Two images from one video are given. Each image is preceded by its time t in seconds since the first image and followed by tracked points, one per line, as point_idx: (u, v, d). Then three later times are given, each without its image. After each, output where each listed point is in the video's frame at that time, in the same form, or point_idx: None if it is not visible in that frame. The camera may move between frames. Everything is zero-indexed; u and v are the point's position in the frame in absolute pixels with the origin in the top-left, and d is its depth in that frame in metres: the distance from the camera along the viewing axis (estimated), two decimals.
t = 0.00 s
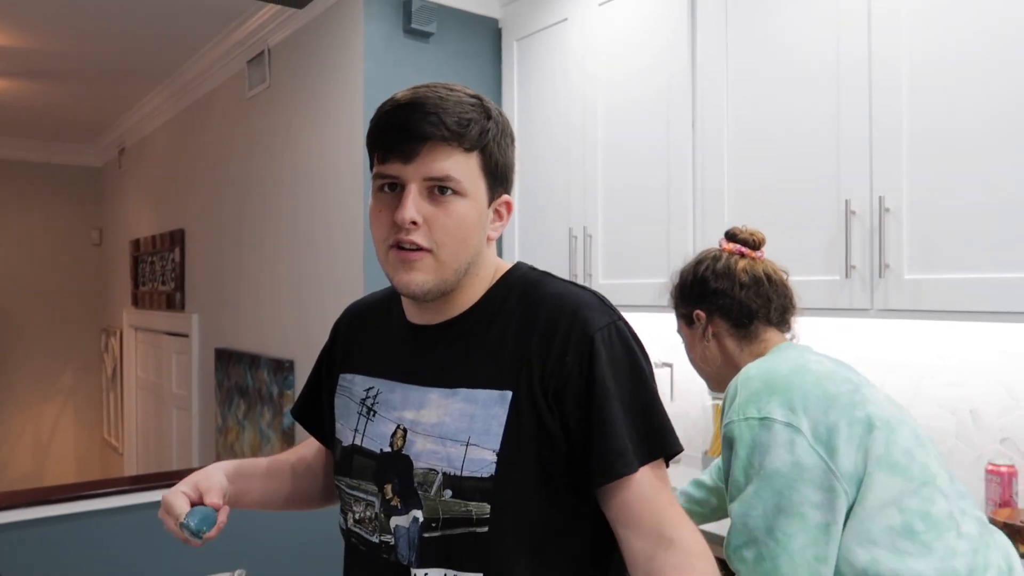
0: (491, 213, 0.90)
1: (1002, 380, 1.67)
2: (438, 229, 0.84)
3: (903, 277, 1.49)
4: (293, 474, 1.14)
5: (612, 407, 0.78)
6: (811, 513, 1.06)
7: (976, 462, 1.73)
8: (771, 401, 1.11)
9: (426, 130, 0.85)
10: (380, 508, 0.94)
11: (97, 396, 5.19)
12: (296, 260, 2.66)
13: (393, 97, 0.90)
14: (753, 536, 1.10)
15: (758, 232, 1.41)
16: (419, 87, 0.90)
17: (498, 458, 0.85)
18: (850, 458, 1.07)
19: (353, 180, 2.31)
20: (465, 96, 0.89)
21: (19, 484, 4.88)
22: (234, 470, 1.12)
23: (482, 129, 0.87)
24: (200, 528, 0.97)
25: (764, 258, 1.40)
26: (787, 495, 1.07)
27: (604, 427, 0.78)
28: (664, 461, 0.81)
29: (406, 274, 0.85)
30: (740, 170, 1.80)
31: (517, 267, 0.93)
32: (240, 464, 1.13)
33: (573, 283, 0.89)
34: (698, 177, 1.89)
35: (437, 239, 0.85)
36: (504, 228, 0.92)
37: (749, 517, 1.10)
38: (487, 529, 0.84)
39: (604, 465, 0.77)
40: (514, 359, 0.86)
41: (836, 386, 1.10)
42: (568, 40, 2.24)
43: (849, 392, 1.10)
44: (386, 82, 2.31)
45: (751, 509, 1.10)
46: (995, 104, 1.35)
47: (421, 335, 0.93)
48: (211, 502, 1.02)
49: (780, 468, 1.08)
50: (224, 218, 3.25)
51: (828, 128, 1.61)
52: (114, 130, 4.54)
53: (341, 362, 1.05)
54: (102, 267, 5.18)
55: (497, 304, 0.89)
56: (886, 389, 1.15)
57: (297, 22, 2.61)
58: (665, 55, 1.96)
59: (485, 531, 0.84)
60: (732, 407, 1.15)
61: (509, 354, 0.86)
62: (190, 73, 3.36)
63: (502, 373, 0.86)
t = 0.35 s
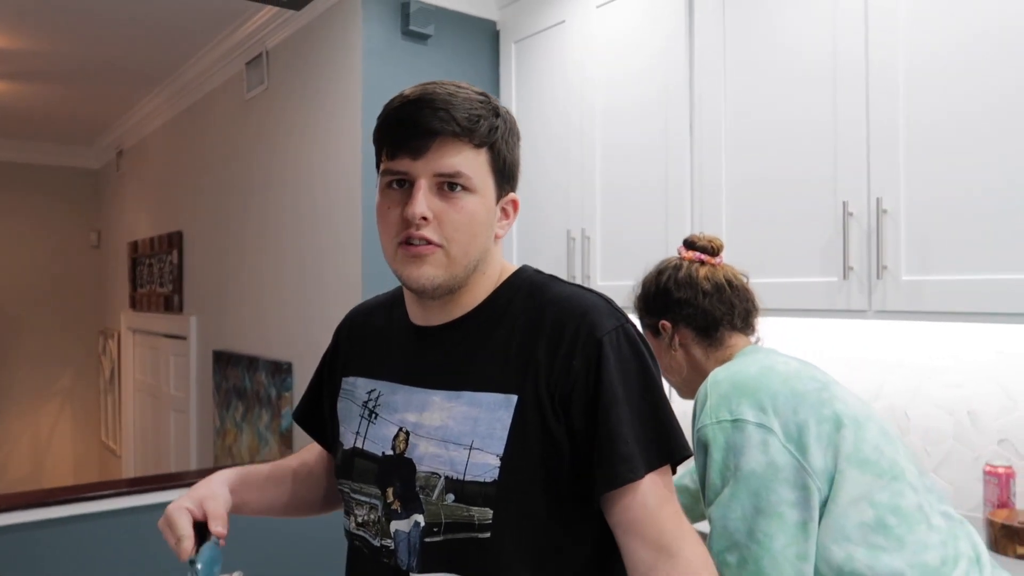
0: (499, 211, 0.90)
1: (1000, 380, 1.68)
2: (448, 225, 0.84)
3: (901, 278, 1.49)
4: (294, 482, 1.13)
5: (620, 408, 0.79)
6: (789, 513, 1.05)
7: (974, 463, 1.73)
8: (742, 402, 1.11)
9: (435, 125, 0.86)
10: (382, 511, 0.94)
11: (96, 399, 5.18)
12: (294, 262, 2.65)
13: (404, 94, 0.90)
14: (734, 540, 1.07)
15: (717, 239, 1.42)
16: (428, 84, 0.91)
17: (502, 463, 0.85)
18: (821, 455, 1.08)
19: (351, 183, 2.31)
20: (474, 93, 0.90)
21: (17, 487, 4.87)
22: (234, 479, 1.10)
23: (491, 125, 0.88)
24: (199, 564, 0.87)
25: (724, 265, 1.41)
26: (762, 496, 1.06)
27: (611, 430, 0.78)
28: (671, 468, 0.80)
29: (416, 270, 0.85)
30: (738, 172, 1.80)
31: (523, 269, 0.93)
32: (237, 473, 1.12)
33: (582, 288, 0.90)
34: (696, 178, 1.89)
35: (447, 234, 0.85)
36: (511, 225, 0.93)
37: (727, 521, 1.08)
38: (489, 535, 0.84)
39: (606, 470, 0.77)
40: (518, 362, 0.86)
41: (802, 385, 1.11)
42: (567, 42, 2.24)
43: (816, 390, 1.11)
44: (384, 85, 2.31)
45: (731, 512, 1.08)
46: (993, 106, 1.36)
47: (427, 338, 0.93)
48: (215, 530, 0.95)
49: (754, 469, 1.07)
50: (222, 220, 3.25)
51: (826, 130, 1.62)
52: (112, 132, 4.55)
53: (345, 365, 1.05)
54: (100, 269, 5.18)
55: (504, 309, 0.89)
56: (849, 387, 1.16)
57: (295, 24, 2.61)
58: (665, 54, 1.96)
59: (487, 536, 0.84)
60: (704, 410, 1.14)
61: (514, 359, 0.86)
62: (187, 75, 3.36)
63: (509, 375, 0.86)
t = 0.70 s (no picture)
0: (502, 213, 0.90)
1: (997, 381, 1.68)
2: (449, 226, 0.85)
3: (899, 279, 1.50)
4: (290, 486, 1.14)
5: (622, 421, 0.79)
6: (804, 520, 1.04)
7: (972, 464, 1.74)
8: (760, 406, 1.08)
9: (439, 126, 0.86)
10: (384, 512, 0.94)
11: (94, 399, 5.17)
12: (293, 263, 2.65)
13: (407, 95, 0.91)
14: (746, 544, 1.07)
15: (737, 222, 1.36)
16: (434, 84, 0.91)
17: (504, 465, 0.85)
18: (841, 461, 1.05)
19: (350, 183, 2.31)
20: (481, 95, 0.90)
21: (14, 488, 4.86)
22: (228, 486, 1.11)
23: (496, 128, 0.88)
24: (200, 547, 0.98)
25: (745, 250, 1.35)
26: (779, 503, 1.04)
27: (614, 441, 0.78)
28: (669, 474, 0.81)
29: (417, 270, 0.85)
30: (736, 173, 1.80)
31: (527, 273, 0.93)
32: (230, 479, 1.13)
33: (585, 292, 0.90)
34: (694, 180, 1.90)
35: (448, 235, 0.85)
36: (514, 227, 0.93)
37: (742, 527, 1.07)
38: (492, 536, 0.84)
39: (611, 481, 0.77)
40: (522, 367, 0.86)
41: (824, 389, 1.08)
42: (565, 43, 2.24)
43: (838, 394, 1.08)
44: (382, 85, 2.30)
45: (746, 518, 1.07)
46: (991, 108, 1.36)
47: (428, 339, 0.93)
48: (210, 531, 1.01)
49: (771, 475, 1.05)
50: (220, 220, 3.25)
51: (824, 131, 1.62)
52: (111, 133, 4.54)
53: (345, 365, 1.06)
54: (99, 270, 5.18)
55: (504, 315, 0.89)
56: (872, 387, 1.13)
57: (293, 25, 2.61)
58: (664, 54, 1.96)
59: (491, 537, 0.84)
60: (721, 412, 1.12)
61: (517, 365, 0.86)
62: (186, 76, 3.36)
63: (512, 380, 0.86)
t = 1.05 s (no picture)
0: (509, 214, 0.91)
1: (996, 382, 1.68)
2: (458, 227, 0.85)
3: (897, 280, 1.50)
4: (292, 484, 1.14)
5: (637, 423, 0.79)
6: (827, 533, 1.01)
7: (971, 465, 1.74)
8: (796, 413, 1.04)
9: (448, 128, 0.86)
10: (387, 511, 0.94)
11: (93, 400, 5.17)
12: (292, 263, 2.65)
13: (416, 96, 0.91)
14: (765, 546, 1.05)
15: (798, 195, 1.29)
16: (442, 86, 0.91)
17: (511, 465, 0.85)
18: (876, 476, 1.02)
19: (349, 184, 2.31)
20: (489, 97, 0.90)
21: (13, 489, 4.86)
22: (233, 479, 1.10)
23: (505, 130, 0.88)
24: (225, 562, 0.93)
25: (805, 224, 1.28)
26: (804, 514, 1.02)
27: (629, 443, 0.78)
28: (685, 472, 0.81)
29: (425, 271, 0.86)
30: (734, 174, 1.81)
31: (533, 276, 0.93)
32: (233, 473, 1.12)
33: (592, 296, 0.90)
34: (693, 181, 1.90)
35: (457, 236, 0.85)
36: (520, 229, 0.93)
37: (763, 531, 1.05)
38: (496, 535, 0.84)
39: (624, 482, 0.77)
40: (532, 368, 0.86)
41: (869, 400, 1.03)
42: (564, 44, 2.25)
43: (883, 406, 1.03)
44: (381, 86, 2.30)
45: (769, 523, 1.05)
46: (990, 108, 1.36)
47: (434, 340, 0.93)
48: (222, 528, 0.97)
49: (798, 486, 1.02)
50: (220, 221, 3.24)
51: (822, 133, 1.62)
52: (110, 134, 4.54)
53: (348, 365, 1.05)
54: (98, 271, 5.17)
55: (511, 319, 0.89)
56: (926, 394, 1.08)
57: (293, 25, 2.61)
58: (663, 56, 1.96)
59: (495, 536, 0.84)
60: (756, 413, 1.09)
61: (527, 367, 0.86)
62: (185, 77, 3.36)
63: (522, 381, 0.86)
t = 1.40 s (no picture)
0: (519, 206, 0.93)
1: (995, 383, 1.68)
2: (471, 216, 0.87)
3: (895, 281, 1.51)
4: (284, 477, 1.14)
5: (642, 415, 0.79)
6: (840, 547, 1.00)
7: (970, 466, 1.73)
8: (819, 427, 1.00)
9: (458, 119, 0.88)
10: (396, 503, 0.94)
11: (91, 402, 5.15)
12: (291, 263, 2.65)
13: (424, 93, 0.93)
14: (780, 548, 1.06)
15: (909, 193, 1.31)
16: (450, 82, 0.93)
17: (521, 457, 0.85)
18: (898, 498, 0.98)
19: (348, 184, 2.31)
20: (495, 91, 0.92)
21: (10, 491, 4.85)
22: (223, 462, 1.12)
23: (512, 121, 0.91)
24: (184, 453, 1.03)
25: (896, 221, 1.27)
26: (818, 527, 1.01)
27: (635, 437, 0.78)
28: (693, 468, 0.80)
29: (441, 261, 0.87)
30: (733, 174, 1.81)
31: (545, 275, 0.94)
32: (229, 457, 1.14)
33: (603, 295, 0.91)
34: (691, 183, 1.90)
35: (470, 225, 0.87)
36: (530, 220, 0.95)
37: (777, 535, 1.06)
38: (505, 528, 0.84)
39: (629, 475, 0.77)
40: (542, 362, 0.87)
41: (900, 418, 0.98)
42: (563, 44, 2.25)
43: (915, 426, 0.98)
44: (379, 87, 2.31)
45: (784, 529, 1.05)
46: (989, 109, 1.36)
47: (445, 336, 0.94)
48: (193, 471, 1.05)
49: (814, 499, 1.01)
50: (218, 222, 3.24)
51: (821, 134, 1.63)
52: (109, 135, 4.54)
53: (357, 361, 1.06)
54: (97, 272, 5.16)
55: (520, 317, 0.90)
56: (976, 410, 1.00)
57: (291, 26, 2.61)
58: (661, 58, 1.96)
59: (504, 529, 0.84)
60: (781, 419, 1.06)
61: (537, 362, 0.87)
62: (183, 78, 3.36)
63: (531, 375, 0.87)
